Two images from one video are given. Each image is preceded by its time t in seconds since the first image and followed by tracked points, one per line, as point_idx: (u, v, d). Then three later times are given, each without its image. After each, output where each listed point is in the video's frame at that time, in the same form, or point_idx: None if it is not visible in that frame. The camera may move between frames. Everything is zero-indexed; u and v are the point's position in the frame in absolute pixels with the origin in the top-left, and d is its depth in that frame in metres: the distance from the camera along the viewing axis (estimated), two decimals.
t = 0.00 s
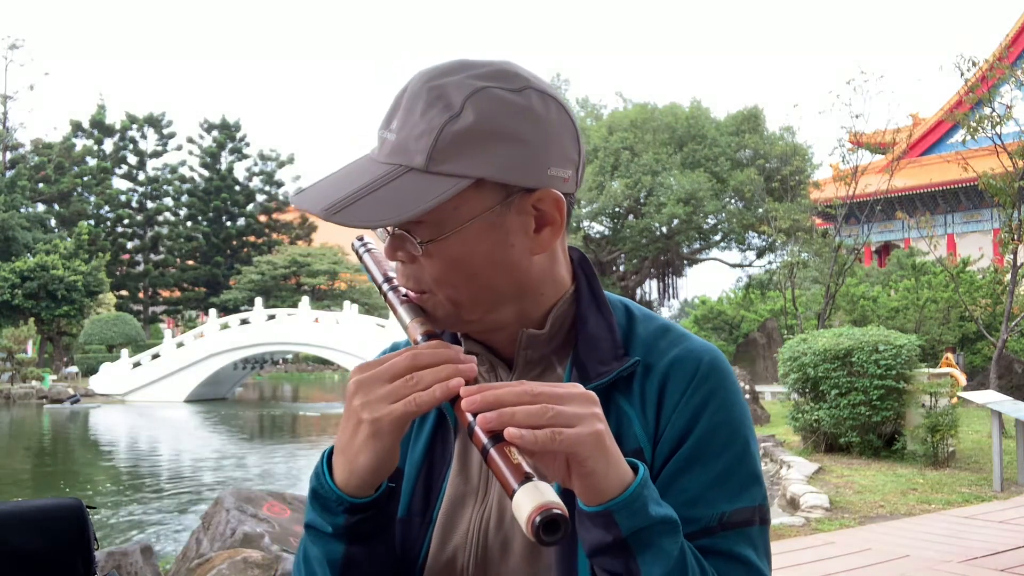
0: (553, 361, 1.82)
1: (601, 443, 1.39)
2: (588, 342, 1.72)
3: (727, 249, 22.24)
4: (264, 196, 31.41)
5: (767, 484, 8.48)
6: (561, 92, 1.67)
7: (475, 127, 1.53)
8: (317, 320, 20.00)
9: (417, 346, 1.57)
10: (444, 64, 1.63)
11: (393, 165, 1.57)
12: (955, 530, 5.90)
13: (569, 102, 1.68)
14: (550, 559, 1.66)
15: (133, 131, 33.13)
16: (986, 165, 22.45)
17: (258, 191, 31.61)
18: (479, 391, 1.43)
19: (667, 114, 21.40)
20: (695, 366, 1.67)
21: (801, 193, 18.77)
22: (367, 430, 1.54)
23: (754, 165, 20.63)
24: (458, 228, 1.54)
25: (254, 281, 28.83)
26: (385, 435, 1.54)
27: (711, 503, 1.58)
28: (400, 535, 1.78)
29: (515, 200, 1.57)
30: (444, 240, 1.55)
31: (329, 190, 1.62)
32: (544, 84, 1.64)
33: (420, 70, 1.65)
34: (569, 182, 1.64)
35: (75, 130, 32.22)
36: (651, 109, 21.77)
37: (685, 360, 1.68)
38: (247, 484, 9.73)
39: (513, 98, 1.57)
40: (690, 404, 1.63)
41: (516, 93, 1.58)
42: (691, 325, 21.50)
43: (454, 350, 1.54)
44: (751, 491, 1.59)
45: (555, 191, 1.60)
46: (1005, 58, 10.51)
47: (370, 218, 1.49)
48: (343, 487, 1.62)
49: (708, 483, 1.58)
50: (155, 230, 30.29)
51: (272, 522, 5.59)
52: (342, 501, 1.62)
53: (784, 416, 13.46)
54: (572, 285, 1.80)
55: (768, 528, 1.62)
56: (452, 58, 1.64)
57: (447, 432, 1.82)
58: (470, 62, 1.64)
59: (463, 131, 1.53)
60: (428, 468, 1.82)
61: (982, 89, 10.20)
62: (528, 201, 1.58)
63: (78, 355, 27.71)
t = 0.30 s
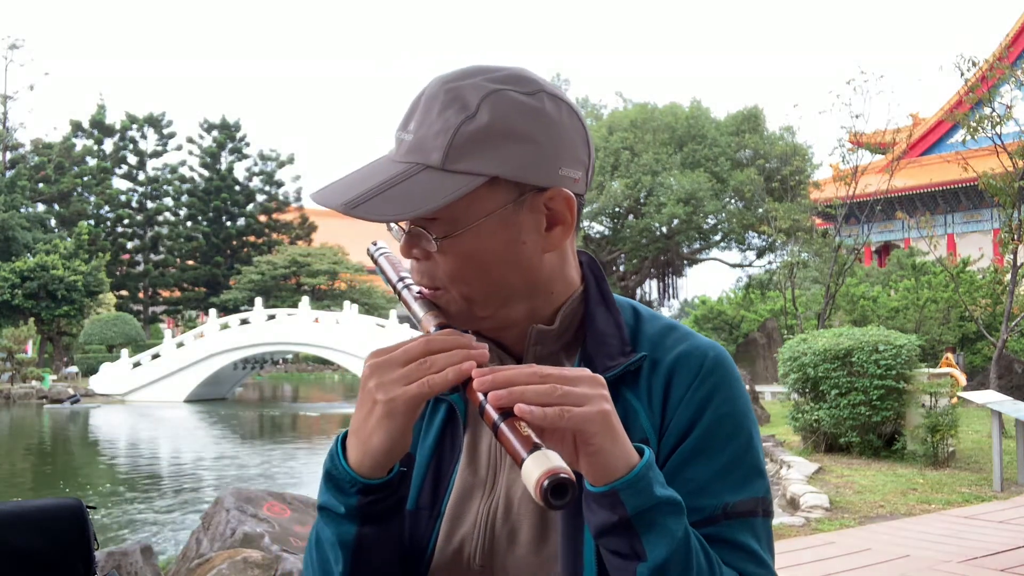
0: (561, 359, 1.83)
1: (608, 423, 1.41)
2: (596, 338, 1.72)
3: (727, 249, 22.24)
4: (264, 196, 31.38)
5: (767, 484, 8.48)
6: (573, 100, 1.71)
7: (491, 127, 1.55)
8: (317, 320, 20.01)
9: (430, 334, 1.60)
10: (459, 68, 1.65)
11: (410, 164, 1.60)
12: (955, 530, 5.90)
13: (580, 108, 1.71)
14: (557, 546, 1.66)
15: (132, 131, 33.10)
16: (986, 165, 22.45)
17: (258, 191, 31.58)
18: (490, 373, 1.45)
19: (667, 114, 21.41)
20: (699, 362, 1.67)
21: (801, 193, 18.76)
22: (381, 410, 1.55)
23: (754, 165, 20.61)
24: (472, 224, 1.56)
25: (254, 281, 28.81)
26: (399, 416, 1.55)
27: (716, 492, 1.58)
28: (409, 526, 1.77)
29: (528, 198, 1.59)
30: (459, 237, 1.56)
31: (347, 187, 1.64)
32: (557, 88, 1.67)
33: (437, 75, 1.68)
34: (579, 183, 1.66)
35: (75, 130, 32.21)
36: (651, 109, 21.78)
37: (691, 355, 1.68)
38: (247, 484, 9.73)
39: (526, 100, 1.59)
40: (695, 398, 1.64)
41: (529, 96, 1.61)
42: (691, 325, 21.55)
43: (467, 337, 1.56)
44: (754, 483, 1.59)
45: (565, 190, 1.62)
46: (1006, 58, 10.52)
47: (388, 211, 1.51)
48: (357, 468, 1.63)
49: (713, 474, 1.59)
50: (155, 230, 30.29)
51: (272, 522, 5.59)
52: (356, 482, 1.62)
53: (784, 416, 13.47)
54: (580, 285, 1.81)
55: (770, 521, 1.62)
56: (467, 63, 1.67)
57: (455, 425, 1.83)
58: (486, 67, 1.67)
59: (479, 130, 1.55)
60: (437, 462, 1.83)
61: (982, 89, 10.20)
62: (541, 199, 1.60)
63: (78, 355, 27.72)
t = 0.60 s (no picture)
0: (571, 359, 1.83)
1: (622, 410, 1.41)
2: (605, 337, 1.73)
3: (727, 250, 22.22)
4: (264, 196, 31.38)
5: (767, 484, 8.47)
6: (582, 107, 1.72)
7: (505, 130, 1.56)
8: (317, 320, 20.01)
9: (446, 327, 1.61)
10: (473, 76, 1.67)
11: (426, 166, 1.60)
12: (954, 530, 5.90)
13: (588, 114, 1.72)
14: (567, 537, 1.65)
15: (132, 131, 33.06)
16: (986, 165, 22.43)
17: (258, 191, 31.56)
18: (506, 361, 1.46)
19: (667, 114, 21.41)
20: (706, 360, 1.67)
21: (801, 193, 18.73)
22: (400, 398, 1.56)
23: (754, 165, 20.60)
24: (487, 224, 1.57)
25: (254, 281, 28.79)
26: (416, 404, 1.56)
27: (720, 487, 1.58)
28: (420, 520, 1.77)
29: (541, 198, 1.60)
30: (475, 236, 1.57)
31: (363, 192, 1.64)
32: (567, 94, 1.68)
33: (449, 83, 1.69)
34: (589, 184, 1.66)
35: (75, 130, 32.21)
36: (651, 109, 21.79)
37: (697, 354, 1.68)
38: (247, 484, 9.72)
39: (538, 104, 1.60)
40: (701, 394, 1.64)
41: (541, 100, 1.62)
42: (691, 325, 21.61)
43: (483, 330, 1.57)
44: (759, 478, 1.59)
45: (576, 191, 1.62)
46: (1005, 58, 10.51)
47: (407, 210, 1.51)
48: (374, 457, 1.63)
49: (719, 469, 1.58)
50: (155, 230, 30.28)
51: (272, 522, 5.59)
52: (372, 470, 1.62)
53: (784, 416, 13.48)
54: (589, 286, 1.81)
55: (776, 516, 1.62)
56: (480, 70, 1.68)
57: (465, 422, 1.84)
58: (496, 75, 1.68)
59: (493, 133, 1.56)
60: (448, 459, 1.83)
61: (982, 88, 10.19)
62: (552, 200, 1.60)
63: (78, 355, 27.73)
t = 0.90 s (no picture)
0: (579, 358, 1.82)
1: (631, 410, 1.41)
2: (612, 339, 1.73)
3: (727, 249, 22.24)
4: (264, 196, 31.36)
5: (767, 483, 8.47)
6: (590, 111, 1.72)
7: (515, 135, 1.56)
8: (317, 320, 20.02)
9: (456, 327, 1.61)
10: (482, 82, 1.67)
11: (437, 171, 1.60)
12: (954, 530, 5.90)
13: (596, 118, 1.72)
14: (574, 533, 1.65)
15: (132, 131, 33.04)
16: (986, 165, 22.43)
17: (258, 191, 31.54)
18: (516, 361, 1.46)
19: (667, 114, 21.44)
20: (712, 362, 1.67)
21: (801, 193, 18.72)
22: (411, 397, 1.56)
23: (754, 164, 20.60)
24: (497, 227, 1.57)
25: (254, 281, 28.78)
26: (427, 402, 1.56)
27: (728, 487, 1.58)
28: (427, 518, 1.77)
29: (550, 203, 1.60)
30: (485, 238, 1.57)
31: (376, 196, 1.65)
32: (574, 99, 1.68)
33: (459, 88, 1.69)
34: (596, 188, 1.66)
35: (75, 130, 32.20)
36: (651, 109, 21.82)
37: (703, 356, 1.68)
38: (247, 484, 9.73)
39: (547, 110, 1.60)
40: (709, 394, 1.64)
41: (550, 105, 1.62)
42: (691, 325, 21.66)
43: (493, 329, 1.58)
44: (765, 478, 1.59)
45: (585, 196, 1.62)
46: (1005, 58, 10.52)
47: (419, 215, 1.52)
48: (385, 455, 1.63)
49: (724, 469, 1.59)
50: (155, 230, 30.28)
51: (272, 522, 5.58)
52: (384, 468, 1.63)
53: (784, 417, 13.49)
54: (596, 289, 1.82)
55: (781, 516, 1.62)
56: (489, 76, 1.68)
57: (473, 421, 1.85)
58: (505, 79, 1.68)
59: (504, 140, 1.56)
60: (455, 458, 1.84)
61: (982, 89, 10.19)
62: (561, 204, 1.61)
63: (78, 355, 27.74)
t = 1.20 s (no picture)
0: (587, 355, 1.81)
1: (642, 403, 1.42)
2: (621, 337, 1.72)
3: (727, 249, 22.24)
4: (264, 196, 31.35)
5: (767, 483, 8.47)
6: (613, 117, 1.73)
7: (535, 130, 1.56)
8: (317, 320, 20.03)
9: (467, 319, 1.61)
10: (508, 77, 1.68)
11: (455, 162, 1.61)
12: (955, 530, 5.89)
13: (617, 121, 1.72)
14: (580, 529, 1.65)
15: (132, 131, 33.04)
16: (986, 165, 22.42)
17: (258, 191, 31.52)
18: (528, 352, 1.46)
19: (667, 114, 21.46)
20: (722, 363, 1.67)
21: (801, 193, 18.70)
22: (421, 386, 1.56)
23: (754, 165, 20.61)
24: (511, 221, 1.57)
25: (254, 281, 28.77)
26: (438, 393, 1.56)
27: (734, 487, 1.58)
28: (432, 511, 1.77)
29: (565, 201, 1.60)
30: (499, 232, 1.57)
31: (394, 182, 1.65)
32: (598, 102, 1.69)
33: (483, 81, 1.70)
34: (612, 191, 1.66)
35: (75, 130, 32.19)
36: (651, 109, 21.85)
37: (712, 358, 1.68)
38: (247, 484, 9.73)
39: (569, 108, 1.61)
40: (717, 395, 1.64)
41: (572, 104, 1.62)
42: (691, 325, 21.67)
43: (504, 322, 1.57)
44: (771, 479, 1.59)
45: (601, 196, 1.62)
46: (1005, 58, 10.52)
47: (435, 202, 1.53)
48: (393, 444, 1.64)
49: (732, 469, 1.58)
50: (155, 230, 30.27)
51: (272, 522, 5.58)
52: (391, 457, 1.63)
53: (783, 417, 13.50)
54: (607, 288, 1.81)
55: (784, 518, 1.62)
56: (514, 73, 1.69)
57: (481, 415, 1.84)
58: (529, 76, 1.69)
59: (525, 134, 1.57)
60: (461, 452, 1.84)
61: (982, 88, 10.18)
62: (577, 203, 1.60)
63: (78, 355, 27.73)
